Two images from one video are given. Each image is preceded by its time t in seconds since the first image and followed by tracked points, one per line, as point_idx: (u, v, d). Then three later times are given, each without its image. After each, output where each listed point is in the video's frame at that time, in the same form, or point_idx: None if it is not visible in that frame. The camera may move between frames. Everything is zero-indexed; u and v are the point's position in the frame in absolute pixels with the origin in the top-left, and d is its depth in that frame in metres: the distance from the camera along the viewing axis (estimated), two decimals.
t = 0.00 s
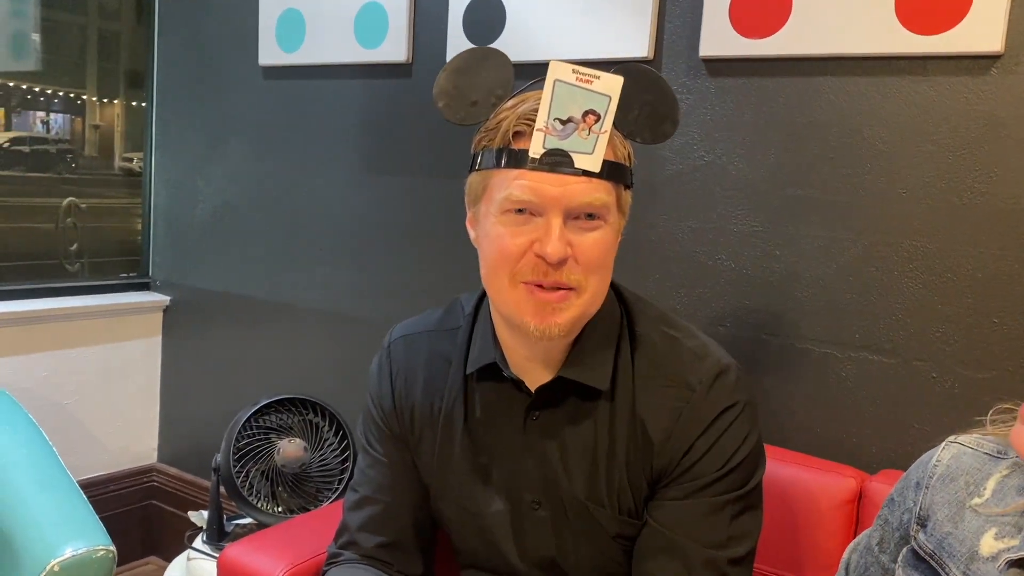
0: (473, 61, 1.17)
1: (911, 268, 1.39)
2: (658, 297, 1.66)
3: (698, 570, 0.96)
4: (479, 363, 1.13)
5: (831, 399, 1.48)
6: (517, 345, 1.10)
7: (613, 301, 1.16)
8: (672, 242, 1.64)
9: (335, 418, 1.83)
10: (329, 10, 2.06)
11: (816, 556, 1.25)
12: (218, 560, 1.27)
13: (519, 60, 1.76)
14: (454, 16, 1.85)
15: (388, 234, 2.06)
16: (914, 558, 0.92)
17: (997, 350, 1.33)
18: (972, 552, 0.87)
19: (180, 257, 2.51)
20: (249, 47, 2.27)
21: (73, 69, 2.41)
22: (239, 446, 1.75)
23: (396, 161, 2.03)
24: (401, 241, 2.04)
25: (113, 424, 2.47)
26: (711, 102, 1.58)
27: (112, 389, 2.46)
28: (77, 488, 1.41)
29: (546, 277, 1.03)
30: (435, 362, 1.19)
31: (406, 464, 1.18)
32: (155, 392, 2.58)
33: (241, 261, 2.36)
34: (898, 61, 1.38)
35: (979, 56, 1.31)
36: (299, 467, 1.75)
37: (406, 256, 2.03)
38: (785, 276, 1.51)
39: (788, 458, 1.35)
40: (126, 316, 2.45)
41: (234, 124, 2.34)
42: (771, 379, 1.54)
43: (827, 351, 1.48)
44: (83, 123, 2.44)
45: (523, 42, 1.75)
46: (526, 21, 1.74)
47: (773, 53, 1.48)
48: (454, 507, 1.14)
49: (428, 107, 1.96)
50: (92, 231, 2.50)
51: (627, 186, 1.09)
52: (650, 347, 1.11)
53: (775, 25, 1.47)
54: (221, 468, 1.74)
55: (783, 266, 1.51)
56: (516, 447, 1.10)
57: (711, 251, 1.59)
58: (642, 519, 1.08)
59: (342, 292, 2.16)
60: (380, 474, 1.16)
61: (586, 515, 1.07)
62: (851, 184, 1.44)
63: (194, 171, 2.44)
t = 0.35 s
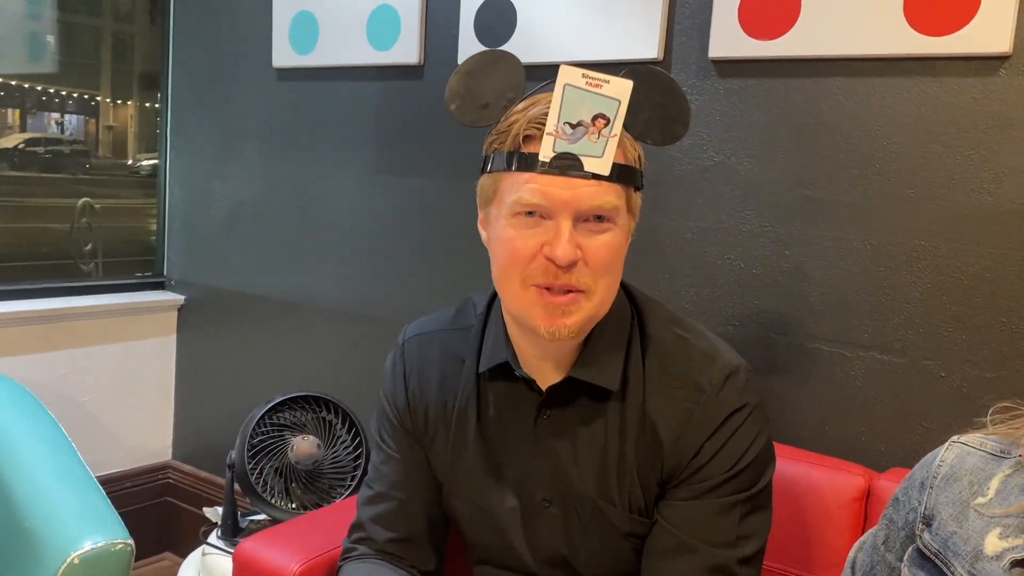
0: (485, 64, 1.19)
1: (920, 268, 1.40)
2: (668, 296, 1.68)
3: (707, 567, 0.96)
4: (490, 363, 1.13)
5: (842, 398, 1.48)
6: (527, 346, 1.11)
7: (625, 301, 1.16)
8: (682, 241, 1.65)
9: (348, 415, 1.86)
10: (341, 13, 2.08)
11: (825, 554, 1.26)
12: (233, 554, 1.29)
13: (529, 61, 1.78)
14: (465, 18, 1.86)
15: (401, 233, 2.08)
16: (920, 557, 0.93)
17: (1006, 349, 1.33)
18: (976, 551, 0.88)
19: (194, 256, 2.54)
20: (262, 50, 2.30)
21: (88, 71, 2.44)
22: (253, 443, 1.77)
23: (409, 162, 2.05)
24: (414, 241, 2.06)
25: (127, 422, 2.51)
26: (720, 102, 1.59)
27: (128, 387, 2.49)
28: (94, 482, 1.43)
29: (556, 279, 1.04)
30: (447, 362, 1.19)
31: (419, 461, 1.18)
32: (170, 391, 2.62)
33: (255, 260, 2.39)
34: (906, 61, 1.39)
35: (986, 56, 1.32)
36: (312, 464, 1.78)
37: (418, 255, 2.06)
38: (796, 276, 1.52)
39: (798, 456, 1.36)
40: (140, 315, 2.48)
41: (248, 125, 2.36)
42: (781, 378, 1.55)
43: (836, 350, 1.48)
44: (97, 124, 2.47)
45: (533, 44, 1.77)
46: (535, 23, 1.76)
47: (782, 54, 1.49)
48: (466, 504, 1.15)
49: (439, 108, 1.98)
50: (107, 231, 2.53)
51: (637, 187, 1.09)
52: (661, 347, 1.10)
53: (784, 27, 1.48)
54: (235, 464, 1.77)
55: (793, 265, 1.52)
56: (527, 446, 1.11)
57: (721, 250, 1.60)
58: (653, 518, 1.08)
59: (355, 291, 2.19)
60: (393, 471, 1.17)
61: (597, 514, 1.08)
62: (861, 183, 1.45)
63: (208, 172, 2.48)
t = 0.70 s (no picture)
0: (501, 65, 1.21)
1: (933, 265, 1.41)
2: (682, 293, 1.69)
3: (721, 558, 0.98)
4: (507, 357, 1.15)
5: (855, 394, 1.50)
6: (542, 340, 1.13)
7: (639, 296, 1.18)
8: (697, 238, 1.66)
9: (367, 411, 1.90)
10: (359, 14, 2.11)
11: (837, 548, 1.28)
12: (256, 546, 1.31)
13: (544, 61, 1.80)
14: (481, 19, 1.89)
15: (418, 231, 2.11)
16: (932, 556, 0.94)
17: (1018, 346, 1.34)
18: (988, 550, 0.89)
19: (215, 255, 2.59)
20: (282, 51, 2.34)
21: (107, 71, 2.48)
22: (274, 438, 1.80)
23: (425, 162, 2.08)
24: (430, 239, 2.09)
25: (148, 417, 2.55)
26: (734, 101, 1.61)
27: (150, 383, 2.54)
28: (120, 473, 1.47)
29: (570, 275, 1.06)
30: (465, 356, 1.22)
31: (439, 454, 1.21)
32: (191, 387, 2.66)
33: (274, 258, 2.43)
34: (919, 60, 1.40)
35: (998, 55, 1.32)
36: (332, 459, 1.82)
37: (435, 253, 2.09)
38: (810, 273, 1.53)
39: (811, 451, 1.38)
40: (161, 312, 2.52)
41: (267, 125, 2.40)
42: (795, 375, 1.56)
43: (850, 346, 1.49)
44: (116, 123, 2.51)
45: (547, 44, 1.79)
46: (550, 23, 1.78)
47: (795, 53, 1.50)
48: (484, 496, 1.17)
49: (455, 108, 2.01)
50: (126, 229, 2.58)
51: (650, 184, 1.11)
52: (674, 342, 1.12)
53: (796, 26, 1.49)
54: (257, 459, 1.79)
55: (807, 262, 1.53)
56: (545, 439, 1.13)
57: (736, 248, 1.62)
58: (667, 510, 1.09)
59: (372, 289, 2.22)
60: (413, 463, 1.20)
61: (612, 506, 1.10)
62: (874, 180, 1.46)
63: (229, 172, 2.52)
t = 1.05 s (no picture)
0: (504, 68, 1.19)
1: (942, 260, 1.42)
2: (694, 289, 1.72)
3: (727, 543, 1.02)
4: (519, 350, 1.19)
5: (864, 387, 1.52)
6: (556, 336, 1.15)
7: (646, 290, 1.21)
8: (709, 235, 1.69)
9: (386, 405, 1.93)
10: (377, 15, 2.15)
11: (844, 538, 1.30)
12: (278, 533, 1.35)
13: (558, 60, 1.83)
14: (497, 19, 1.92)
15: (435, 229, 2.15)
16: (947, 537, 0.96)
17: None
18: (1002, 532, 0.92)
19: (237, 253, 2.64)
20: (301, 52, 2.39)
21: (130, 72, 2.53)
22: (295, 431, 1.85)
23: (442, 160, 2.12)
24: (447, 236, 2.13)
25: (173, 411, 2.62)
26: (745, 99, 1.63)
27: (174, 378, 2.60)
28: (148, 464, 1.52)
29: (585, 274, 1.08)
30: (478, 350, 1.25)
31: (454, 445, 1.24)
32: (214, 382, 2.72)
33: (294, 255, 2.48)
34: (928, 57, 1.41)
35: (1007, 52, 1.34)
36: (351, 451, 1.87)
37: (452, 251, 2.13)
38: (820, 268, 1.55)
39: (819, 442, 1.40)
40: (184, 308, 2.58)
41: (288, 125, 2.45)
42: (805, 369, 1.58)
43: (859, 339, 1.51)
44: (138, 123, 2.55)
45: (561, 43, 1.82)
46: (564, 23, 1.81)
47: (806, 50, 1.51)
48: (498, 484, 1.21)
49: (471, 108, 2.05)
50: (150, 228, 2.63)
51: (656, 183, 1.13)
52: (681, 334, 1.15)
53: (807, 24, 1.51)
54: (278, 452, 1.84)
55: (817, 258, 1.55)
56: (556, 429, 1.16)
57: (746, 244, 1.64)
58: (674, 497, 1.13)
59: (390, 286, 2.27)
60: (429, 453, 1.23)
61: (621, 494, 1.13)
62: (883, 176, 1.47)
63: (250, 171, 2.57)
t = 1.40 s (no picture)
0: (508, 71, 1.26)
1: (938, 247, 1.47)
2: (700, 279, 1.78)
3: (720, 513, 1.09)
4: (526, 335, 1.26)
5: (864, 371, 1.57)
6: (564, 321, 1.22)
7: (647, 277, 1.27)
8: (714, 226, 1.74)
9: (405, 392, 2.00)
10: (394, 16, 2.23)
11: (842, 514, 1.36)
12: (302, 508, 1.43)
13: (567, 57, 1.89)
14: (508, 19, 1.99)
15: (451, 222, 2.23)
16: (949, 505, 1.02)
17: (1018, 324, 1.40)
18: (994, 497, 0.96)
19: (261, 248, 2.74)
20: (321, 53, 2.47)
21: (155, 73, 2.62)
22: (318, 416, 1.95)
23: (456, 156, 2.19)
24: (463, 229, 2.21)
25: (202, 401, 2.72)
26: (748, 93, 1.68)
27: (203, 369, 2.71)
28: (179, 444, 1.61)
29: (590, 262, 1.14)
30: (489, 335, 1.32)
31: (466, 424, 1.32)
32: (241, 372, 2.83)
33: (316, 249, 2.57)
34: (923, 50, 1.46)
35: (998, 44, 1.38)
36: (371, 436, 1.95)
37: (468, 243, 2.20)
38: (821, 256, 1.60)
39: (818, 423, 1.45)
40: (212, 302, 2.69)
41: (308, 123, 2.54)
42: (808, 355, 1.63)
43: (859, 325, 1.56)
44: (164, 123, 2.66)
45: (570, 41, 1.88)
46: (573, 21, 1.87)
47: (805, 45, 1.56)
48: (508, 460, 1.29)
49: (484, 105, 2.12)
50: (177, 225, 2.74)
51: (654, 175, 1.20)
52: (679, 318, 1.21)
53: (806, 20, 1.56)
54: (303, 436, 1.95)
55: (818, 247, 1.60)
56: (562, 408, 1.23)
57: (750, 234, 1.69)
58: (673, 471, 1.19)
59: (409, 278, 2.35)
60: (443, 432, 1.31)
61: (623, 468, 1.20)
62: (880, 166, 1.52)
63: (274, 168, 2.66)
